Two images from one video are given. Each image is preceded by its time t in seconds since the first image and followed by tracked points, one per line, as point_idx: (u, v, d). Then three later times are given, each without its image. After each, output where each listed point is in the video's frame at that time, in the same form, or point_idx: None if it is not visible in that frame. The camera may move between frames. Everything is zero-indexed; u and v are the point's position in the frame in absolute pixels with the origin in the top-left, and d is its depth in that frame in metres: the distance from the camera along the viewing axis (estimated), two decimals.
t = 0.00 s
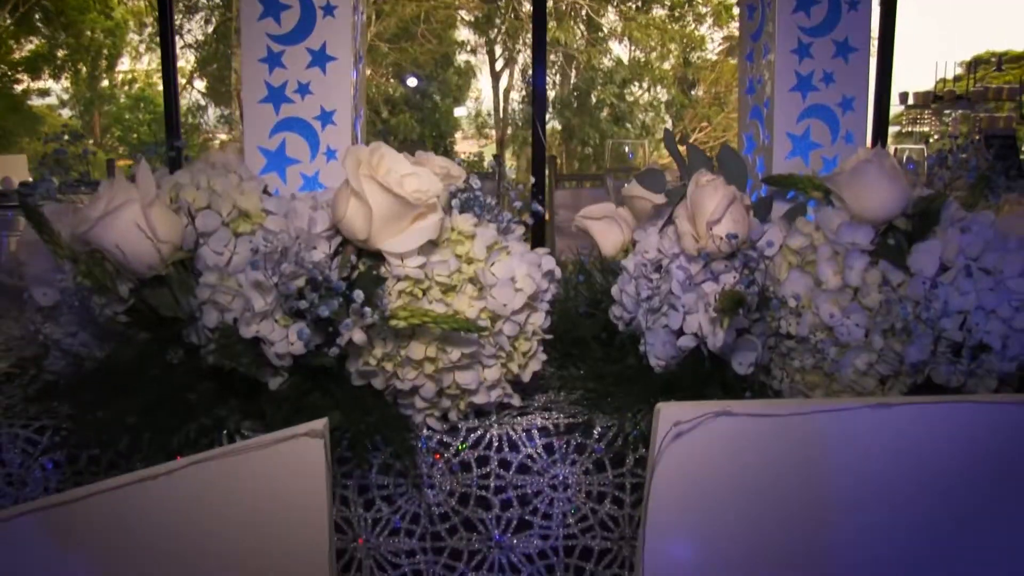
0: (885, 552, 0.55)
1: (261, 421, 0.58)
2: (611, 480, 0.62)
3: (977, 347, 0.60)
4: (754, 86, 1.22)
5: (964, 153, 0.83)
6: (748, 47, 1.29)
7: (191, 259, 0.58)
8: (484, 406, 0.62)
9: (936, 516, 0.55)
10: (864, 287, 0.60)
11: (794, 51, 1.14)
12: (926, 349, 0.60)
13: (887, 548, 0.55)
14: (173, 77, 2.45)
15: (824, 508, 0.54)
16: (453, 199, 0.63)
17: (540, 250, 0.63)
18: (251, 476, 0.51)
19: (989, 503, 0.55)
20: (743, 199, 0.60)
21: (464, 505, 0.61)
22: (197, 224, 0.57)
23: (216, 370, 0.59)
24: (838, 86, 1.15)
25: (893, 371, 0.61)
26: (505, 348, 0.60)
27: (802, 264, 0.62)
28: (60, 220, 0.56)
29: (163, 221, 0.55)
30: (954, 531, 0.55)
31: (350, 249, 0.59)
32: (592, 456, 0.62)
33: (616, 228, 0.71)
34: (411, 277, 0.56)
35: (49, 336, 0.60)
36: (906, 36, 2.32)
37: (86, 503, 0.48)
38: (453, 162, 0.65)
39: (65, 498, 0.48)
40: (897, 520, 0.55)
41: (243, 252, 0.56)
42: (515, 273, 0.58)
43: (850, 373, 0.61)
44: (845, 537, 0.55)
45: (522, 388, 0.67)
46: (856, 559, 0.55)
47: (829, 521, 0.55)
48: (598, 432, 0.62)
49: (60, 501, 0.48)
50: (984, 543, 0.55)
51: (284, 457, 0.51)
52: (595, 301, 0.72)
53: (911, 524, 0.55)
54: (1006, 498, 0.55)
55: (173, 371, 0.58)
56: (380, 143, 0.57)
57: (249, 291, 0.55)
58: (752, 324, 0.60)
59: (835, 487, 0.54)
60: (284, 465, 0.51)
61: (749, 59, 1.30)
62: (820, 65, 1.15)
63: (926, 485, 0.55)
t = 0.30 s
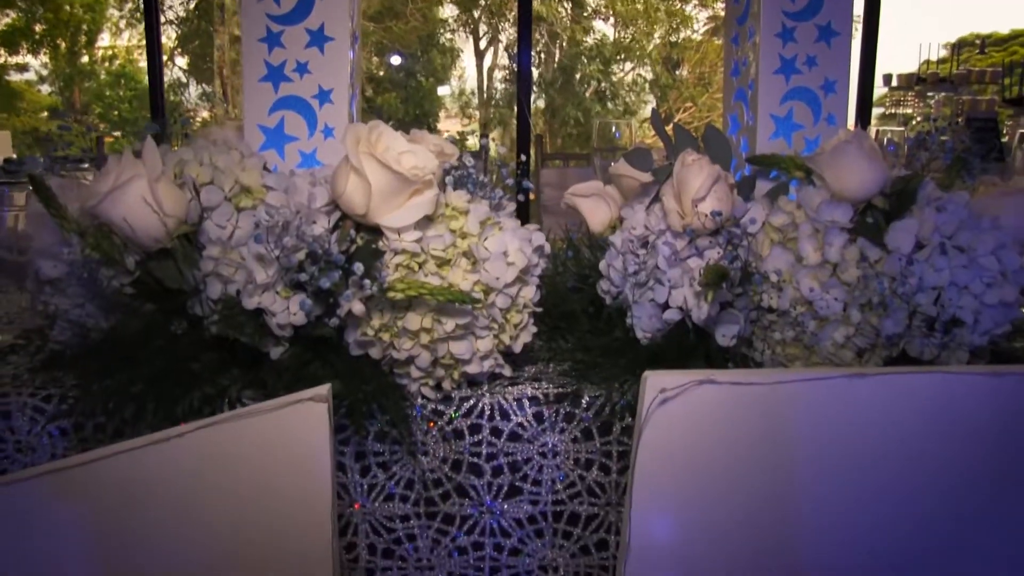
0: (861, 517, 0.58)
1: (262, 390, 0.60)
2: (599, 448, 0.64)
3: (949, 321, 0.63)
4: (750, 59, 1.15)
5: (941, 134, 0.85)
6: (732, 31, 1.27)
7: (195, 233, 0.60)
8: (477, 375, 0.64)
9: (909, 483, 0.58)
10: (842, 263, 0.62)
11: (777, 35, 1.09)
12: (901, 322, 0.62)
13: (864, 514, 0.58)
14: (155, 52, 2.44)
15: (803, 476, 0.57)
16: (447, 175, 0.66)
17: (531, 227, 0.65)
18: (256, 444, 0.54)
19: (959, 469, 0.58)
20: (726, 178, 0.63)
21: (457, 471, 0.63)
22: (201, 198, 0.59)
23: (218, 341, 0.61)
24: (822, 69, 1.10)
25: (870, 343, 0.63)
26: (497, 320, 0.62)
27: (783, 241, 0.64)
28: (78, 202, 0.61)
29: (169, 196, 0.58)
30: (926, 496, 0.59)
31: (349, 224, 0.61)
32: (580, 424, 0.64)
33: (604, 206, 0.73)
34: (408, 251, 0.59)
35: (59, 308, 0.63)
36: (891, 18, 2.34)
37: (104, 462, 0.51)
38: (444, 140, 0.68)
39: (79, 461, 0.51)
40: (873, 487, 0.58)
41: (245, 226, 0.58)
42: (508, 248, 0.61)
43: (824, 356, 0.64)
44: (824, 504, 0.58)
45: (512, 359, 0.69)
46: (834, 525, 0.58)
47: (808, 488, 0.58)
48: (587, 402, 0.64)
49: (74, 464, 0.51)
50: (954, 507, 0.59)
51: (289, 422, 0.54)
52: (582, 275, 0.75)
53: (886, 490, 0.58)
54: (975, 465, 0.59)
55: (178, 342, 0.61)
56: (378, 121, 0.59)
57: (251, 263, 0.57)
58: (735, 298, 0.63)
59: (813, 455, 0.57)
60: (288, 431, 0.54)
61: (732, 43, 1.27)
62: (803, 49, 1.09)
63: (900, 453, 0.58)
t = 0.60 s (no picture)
0: (840, 481, 0.60)
1: (258, 357, 0.62)
2: (585, 414, 0.66)
3: (927, 289, 0.64)
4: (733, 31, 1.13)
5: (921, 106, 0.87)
6: (715, 6, 1.27)
7: (191, 206, 0.62)
8: (466, 344, 0.65)
9: (888, 448, 0.60)
10: (822, 232, 0.64)
11: (758, 9, 1.08)
12: (880, 289, 0.64)
13: (843, 478, 0.60)
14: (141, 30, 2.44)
15: (785, 441, 0.60)
16: (435, 149, 0.67)
17: (519, 199, 0.67)
18: (254, 412, 0.56)
19: (936, 435, 0.61)
20: (709, 150, 0.65)
21: (447, 438, 0.66)
22: (197, 172, 0.61)
23: (213, 311, 0.64)
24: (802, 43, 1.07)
25: (849, 311, 0.65)
26: (486, 289, 0.64)
27: (764, 212, 0.65)
28: (79, 178, 0.63)
29: (165, 169, 0.60)
30: (904, 461, 0.61)
31: (341, 196, 0.62)
32: (566, 391, 0.66)
33: (589, 177, 0.74)
34: (398, 222, 0.60)
35: (65, 287, 0.66)
36: None
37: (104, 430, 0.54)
38: (432, 114, 0.69)
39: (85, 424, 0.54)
40: (852, 452, 0.60)
41: (240, 198, 0.60)
42: (496, 221, 0.63)
43: (807, 317, 0.65)
44: (805, 468, 0.60)
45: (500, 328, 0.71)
46: (814, 489, 0.60)
47: (790, 453, 0.60)
48: (573, 368, 0.66)
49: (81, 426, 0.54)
50: (931, 471, 0.61)
51: (284, 388, 0.56)
52: (569, 246, 0.77)
53: (865, 455, 0.60)
54: (949, 428, 0.61)
55: (178, 313, 0.64)
56: (367, 96, 0.60)
57: (247, 236, 0.59)
58: (718, 268, 0.64)
59: (795, 421, 0.59)
60: (283, 395, 0.56)
61: (715, 18, 1.28)
62: (784, 23, 1.08)
63: (880, 420, 0.60)
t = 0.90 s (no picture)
0: (819, 445, 0.62)
1: (256, 327, 0.65)
2: (573, 381, 0.68)
3: (904, 258, 0.65)
4: (714, 5, 0.96)
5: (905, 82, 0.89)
6: None
7: (190, 180, 0.64)
8: (456, 313, 0.67)
9: (864, 412, 0.62)
10: (801, 203, 0.64)
11: None
12: (858, 259, 0.65)
13: (823, 441, 0.63)
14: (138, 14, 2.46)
15: (763, 405, 0.62)
16: (426, 125, 0.69)
17: (508, 173, 0.68)
18: (249, 377, 0.60)
19: (913, 399, 0.63)
20: (693, 124, 0.67)
21: (438, 404, 0.68)
22: (195, 147, 0.63)
23: (212, 282, 0.66)
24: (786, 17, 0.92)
25: (829, 280, 0.65)
26: (476, 259, 0.66)
27: (746, 183, 0.66)
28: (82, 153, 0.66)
29: (165, 144, 0.62)
30: (882, 424, 0.63)
31: (334, 170, 0.64)
32: (554, 358, 0.68)
33: (577, 152, 0.76)
34: (390, 195, 0.62)
35: (70, 259, 0.69)
36: None
37: (117, 389, 0.59)
38: (423, 91, 0.70)
39: (92, 389, 0.59)
40: (831, 416, 0.62)
41: (237, 172, 0.62)
42: (484, 193, 0.65)
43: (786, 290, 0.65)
44: (784, 432, 0.62)
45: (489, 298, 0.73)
46: (794, 453, 0.62)
47: (770, 418, 0.62)
48: (561, 336, 0.68)
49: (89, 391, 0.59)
50: (908, 434, 0.63)
51: (281, 348, 0.60)
52: (558, 219, 0.79)
53: (844, 419, 0.62)
54: (924, 393, 0.63)
55: (177, 284, 0.66)
56: (360, 73, 0.62)
57: (243, 209, 0.61)
58: (701, 239, 0.66)
59: (775, 386, 0.61)
60: (280, 356, 0.60)
61: None
62: None
63: (858, 384, 0.62)
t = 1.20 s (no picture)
0: (796, 417, 0.65)
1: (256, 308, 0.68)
2: (561, 359, 0.71)
3: (880, 237, 0.67)
4: None
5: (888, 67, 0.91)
6: None
7: (192, 167, 0.67)
8: (449, 293, 0.70)
9: (839, 384, 0.65)
10: (779, 184, 0.67)
11: None
12: (834, 238, 0.67)
13: (801, 414, 0.65)
14: (141, 12, 2.50)
15: (741, 378, 0.64)
16: (418, 114, 0.71)
17: (498, 160, 0.71)
18: (250, 355, 0.63)
19: (888, 373, 0.65)
20: (675, 109, 0.69)
21: (431, 382, 0.71)
22: (196, 136, 0.66)
23: (214, 266, 0.68)
24: (767, 6, 0.94)
25: (807, 258, 0.68)
26: (466, 242, 0.68)
27: (727, 166, 0.68)
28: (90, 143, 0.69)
29: (168, 135, 0.66)
30: (858, 397, 0.65)
31: (329, 158, 0.67)
32: (543, 337, 0.71)
33: (565, 139, 0.79)
34: (382, 180, 0.65)
35: (80, 246, 0.72)
36: None
37: (127, 364, 0.62)
38: (417, 81, 0.73)
39: (97, 366, 0.62)
40: (809, 390, 0.65)
41: (236, 161, 0.64)
42: (474, 178, 0.67)
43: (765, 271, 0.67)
44: (762, 404, 0.65)
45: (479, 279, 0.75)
46: (772, 424, 0.65)
47: (749, 390, 0.65)
48: (549, 316, 0.71)
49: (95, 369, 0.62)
50: (884, 407, 0.66)
51: (280, 325, 0.63)
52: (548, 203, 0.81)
53: (821, 392, 0.65)
54: (898, 366, 0.65)
55: (180, 268, 0.69)
56: (353, 63, 0.64)
57: (242, 194, 0.64)
58: (683, 221, 0.68)
59: (755, 361, 0.64)
60: (280, 332, 0.63)
61: None
62: None
63: (835, 359, 0.65)
